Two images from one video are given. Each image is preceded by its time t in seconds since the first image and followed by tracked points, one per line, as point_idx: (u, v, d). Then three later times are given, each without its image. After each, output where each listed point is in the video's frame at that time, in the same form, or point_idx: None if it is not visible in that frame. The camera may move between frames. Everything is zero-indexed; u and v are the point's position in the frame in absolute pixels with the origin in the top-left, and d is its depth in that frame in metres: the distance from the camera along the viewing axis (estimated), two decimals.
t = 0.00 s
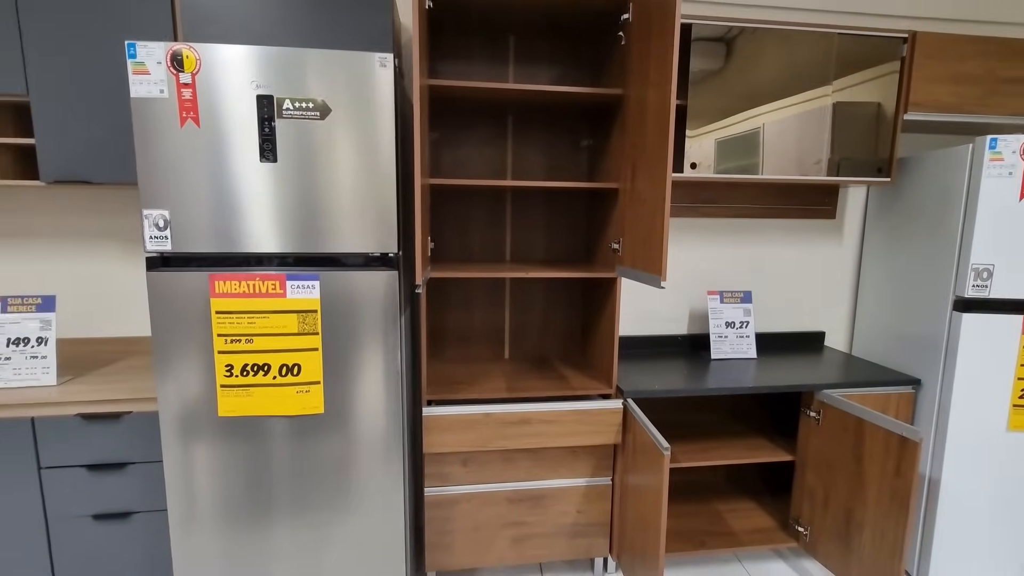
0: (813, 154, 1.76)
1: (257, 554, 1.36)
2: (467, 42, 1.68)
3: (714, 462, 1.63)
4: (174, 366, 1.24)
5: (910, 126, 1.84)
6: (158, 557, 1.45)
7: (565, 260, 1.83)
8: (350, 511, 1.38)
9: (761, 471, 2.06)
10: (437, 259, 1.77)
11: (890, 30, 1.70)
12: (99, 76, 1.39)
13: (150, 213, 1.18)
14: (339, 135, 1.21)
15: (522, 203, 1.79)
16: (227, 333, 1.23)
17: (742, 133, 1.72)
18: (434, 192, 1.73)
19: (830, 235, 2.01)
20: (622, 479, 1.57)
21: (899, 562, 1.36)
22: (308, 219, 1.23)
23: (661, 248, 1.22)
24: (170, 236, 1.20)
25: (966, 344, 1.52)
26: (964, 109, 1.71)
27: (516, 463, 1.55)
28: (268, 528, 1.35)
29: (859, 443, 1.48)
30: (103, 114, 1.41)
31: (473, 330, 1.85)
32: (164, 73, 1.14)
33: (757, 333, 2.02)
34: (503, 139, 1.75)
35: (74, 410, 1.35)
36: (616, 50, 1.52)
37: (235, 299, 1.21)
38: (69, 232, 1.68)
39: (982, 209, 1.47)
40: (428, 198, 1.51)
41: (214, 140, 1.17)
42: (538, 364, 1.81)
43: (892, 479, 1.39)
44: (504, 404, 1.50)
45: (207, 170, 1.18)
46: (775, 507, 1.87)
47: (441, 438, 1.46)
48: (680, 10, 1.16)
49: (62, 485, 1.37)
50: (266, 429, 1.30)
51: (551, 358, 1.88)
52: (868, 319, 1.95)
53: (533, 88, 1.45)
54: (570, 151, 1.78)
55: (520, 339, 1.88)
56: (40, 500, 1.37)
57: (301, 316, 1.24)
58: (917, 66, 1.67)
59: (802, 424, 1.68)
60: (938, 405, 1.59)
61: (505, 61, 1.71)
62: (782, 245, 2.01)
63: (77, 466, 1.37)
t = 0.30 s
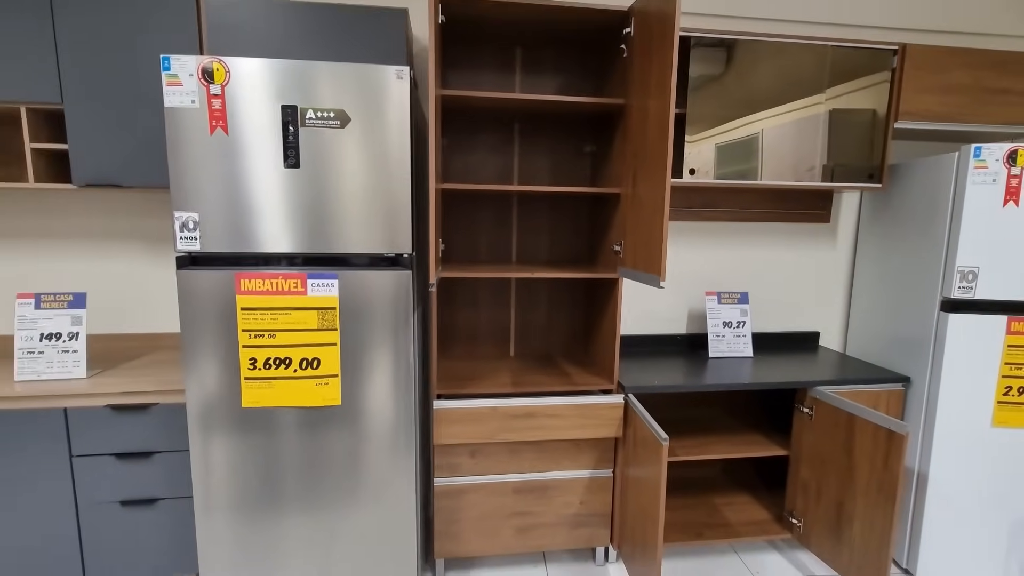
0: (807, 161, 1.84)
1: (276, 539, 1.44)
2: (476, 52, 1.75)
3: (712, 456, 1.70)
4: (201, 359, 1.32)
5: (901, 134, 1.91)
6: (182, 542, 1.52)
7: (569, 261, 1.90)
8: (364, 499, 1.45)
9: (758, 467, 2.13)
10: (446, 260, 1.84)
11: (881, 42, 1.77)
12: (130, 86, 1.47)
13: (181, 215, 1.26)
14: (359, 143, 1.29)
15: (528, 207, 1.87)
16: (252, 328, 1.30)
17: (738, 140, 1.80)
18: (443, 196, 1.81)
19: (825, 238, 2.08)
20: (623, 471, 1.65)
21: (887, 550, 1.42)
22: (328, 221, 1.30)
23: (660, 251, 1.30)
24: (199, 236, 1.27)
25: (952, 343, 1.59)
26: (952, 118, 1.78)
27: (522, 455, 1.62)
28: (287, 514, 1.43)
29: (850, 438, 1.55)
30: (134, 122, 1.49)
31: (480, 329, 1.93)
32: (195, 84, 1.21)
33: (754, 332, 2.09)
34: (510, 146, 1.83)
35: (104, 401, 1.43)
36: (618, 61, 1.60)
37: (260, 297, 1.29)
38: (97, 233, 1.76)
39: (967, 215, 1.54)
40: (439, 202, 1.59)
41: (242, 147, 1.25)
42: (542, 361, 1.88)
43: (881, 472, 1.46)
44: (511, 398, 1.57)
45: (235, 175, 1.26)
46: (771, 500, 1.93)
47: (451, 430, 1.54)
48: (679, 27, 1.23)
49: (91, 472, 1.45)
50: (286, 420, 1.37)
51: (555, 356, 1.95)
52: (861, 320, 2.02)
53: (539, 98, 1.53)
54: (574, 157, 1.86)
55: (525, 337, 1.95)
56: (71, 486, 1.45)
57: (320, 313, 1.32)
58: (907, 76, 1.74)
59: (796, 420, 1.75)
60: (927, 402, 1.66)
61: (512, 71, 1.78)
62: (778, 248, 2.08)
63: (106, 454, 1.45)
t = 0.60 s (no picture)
0: (803, 165, 1.91)
1: (293, 526, 1.51)
2: (484, 61, 1.83)
3: (710, 449, 1.76)
4: (225, 353, 1.39)
5: (894, 140, 1.98)
6: (203, 528, 1.60)
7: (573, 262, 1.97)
8: (377, 488, 1.52)
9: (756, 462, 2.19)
10: (454, 260, 1.92)
11: (874, 52, 1.84)
12: (157, 94, 1.55)
13: (208, 217, 1.32)
14: (375, 149, 1.35)
15: (534, 210, 1.94)
16: (274, 324, 1.38)
17: (736, 145, 1.87)
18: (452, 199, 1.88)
19: (821, 240, 2.15)
20: (625, 463, 1.71)
21: (878, 538, 1.49)
22: (345, 222, 1.37)
23: (661, 251, 1.37)
24: (225, 237, 1.34)
25: (941, 341, 1.66)
26: (942, 125, 1.85)
27: (528, 447, 1.69)
28: (303, 502, 1.50)
29: (842, 432, 1.62)
30: (161, 128, 1.57)
31: (487, 327, 2.00)
32: (222, 94, 1.28)
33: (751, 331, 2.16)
34: (516, 151, 1.90)
35: (131, 393, 1.50)
36: (622, 71, 1.67)
37: (281, 294, 1.37)
38: (121, 233, 1.84)
39: (955, 218, 1.61)
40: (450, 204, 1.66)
41: (266, 153, 1.32)
42: (547, 358, 1.95)
43: (871, 464, 1.52)
44: (517, 392, 1.64)
45: (259, 179, 1.32)
46: (768, 493, 2.00)
47: (460, 422, 1.61)
48: (679, 40, 1.31)
49: (119, 460, 1.52)
50: (304, 411, 1.45)
51: (558, 353, 2.02)
52: (856, 319, 2.09)
53: (545, 105, 1.60)
54: (578, 161, 1.93)
55: (531, 335, 2.02)
56: (99, 473, 1.52)
57: (338, 310, 1.39)
58: (899, 85, 1.81)
59: (791, 415, 1.82)
60: (917, 398, 1.73)
61: (519, 79, 1.86)
62: (776, 249, 2.15)
63: (132, 443, 1.52)
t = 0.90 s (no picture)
0: (796, 169, 1.96)
1: (300, 519, 1.55)
2: (486, 67, 1.88)
3: (706, 446, 1.81)
4: (236, 351, 1.44)
5: (885, 145, 2.03)
6: (213, 521, 1.64)
7: (573, 263, 2.02)
8: (382, 483, 1.57)
9: (752, 460, 2.23)
10: (456, 261, 1.97)
11: (866, 59, 1.89)
12: (170, 100, 1.60)
13: (221, 219, 1.37)
14: (382, 153, 1.41)
15: (534, 213, 1.99)
16: (283, 322, 1.42)
17: (732, 149, 1.92)
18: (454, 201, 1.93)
19: (815, 242, 2.20)
20: (623, 459, 1.76)
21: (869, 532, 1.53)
22: (352, 225, 1.42)
23: (657, 254, 1.42)
24: (237, 238, 1.39)
25: (930, 341, 1.71)
26: (932, 130, 1.90)
27: (528, 443, 1.74)
28: (309, 497, 1.54)
29: (834, 429, 1.66)
30: (174, 133, 1.62)
31: (488, 327, 2.05)
32: (235, 101, 1.33)
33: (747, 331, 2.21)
34: (517, 155, 1.95)
35: (144, 390, 1.55)
36: (620, 78, 1.72)
37: (291, 293, 1.41)
38: (133, 235, 1.89)
39: (943, 222, 1.66)
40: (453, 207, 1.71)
41: (277, 157, 1.36)
42: (547, 357, 2.00)
43: (862, 460, 1.57)
44: (518, 390, 1.69)
45: (270, 182, 1.37)
46: (763, 490, 2.04)
47: (463, 419, 1.65)
48: (674, 49, 1.36)
49: (132, 455, 1.57)
50: (312, 407, 1.49)
51: (558, 352, 2.07)
52: (849, 320, 2.13)
53: (546, 112, 1.65)
54: (577, 165, 1.98)
55: (531, 334, 2.07)
56: (113, 468, 1.57)
57: (345, 309, 1.44)
58: (889, 92, 1.86)
59: (786, 413, 1.86)
60: (908, 397, 1.78)
61: (520, 86, 1.91)
62: (771, 251, 2.19)
63: (145, 438, 1.57)
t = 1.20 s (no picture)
0: (788, 173, 2.00)
1: (302, 516, 1.59)
2: (484, 73, 1.92)
3: (700, 444, 1.84)
4: (239, 351, 1.48)
5: (876, 149, 2.07)
6: (217, 518, 1.68)
7: (569, 265, 2.06)
8: (382, 481, 1.60)
9: (746, 459, 2.27)
10: (455, 263, 2.00)
11: (856, 65, 1.93)
12: (176, 107, 1.64)
13: (226, 222, 1.41)
14: (383, 158, 1.44)
15: (532, 215, 2.03)
16: (286, 322, 1.46)
17: (725, 153, 1.96)
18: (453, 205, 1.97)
19: (808, 244, 2.24)
20: (618, 457, 1.79)
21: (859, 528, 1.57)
22: (354, 228, 1.46)
23: (650, 256, 1.46)
24: (241, 241, 1.43)
25: (919, 341, 1.75)
26: (921, 134, 1.94)
27: (526, 442, 1.77)
28: (311, 495, 1.58)
29: (826, 427, 1.70)
30: (179, 138, 1.66)
31: (487, 327, 2.08)
32: (240, 107, 1.37)
33: (741, 332, 2.24)
34: (514, 159, 1.99)
35: (150, 389, 1.58)
36: (615, 84, 1.76)
37: (293, 294, 1.45)
38: (138, 238, 1.93)
39: (931, 224, 1.70)
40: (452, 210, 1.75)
41: (280, 162, 1.40)
42: (544, 357, 2.03)
43: (852, 458, 1.60)
44: (516, 389, 1.73)
45: (273, 187, 1.41)
46: (757, 488, 2.07)
47: (462, 417, 1.69)
48: (666, 57, 1.40)
49: (138, 453, 1.61)
50: (314, 406, 1.53)
51: (555, 352, 2.11)
52: (842, 321, 2.17)
53: (543, 117, 1.69)
54: (574, 169, 2.02)
55: (529, 335, 2.11)
56: (119, 465, 1.61)
57: (347, 309, 1.47)
58: (879, 97, 1.90)
59: (778, 412, 1.90)
60: (898, 395, 1.81)
61: (517, 91, 1.95)
62: (764, 253, 2.23)
63: (151, 437, 1.61)
